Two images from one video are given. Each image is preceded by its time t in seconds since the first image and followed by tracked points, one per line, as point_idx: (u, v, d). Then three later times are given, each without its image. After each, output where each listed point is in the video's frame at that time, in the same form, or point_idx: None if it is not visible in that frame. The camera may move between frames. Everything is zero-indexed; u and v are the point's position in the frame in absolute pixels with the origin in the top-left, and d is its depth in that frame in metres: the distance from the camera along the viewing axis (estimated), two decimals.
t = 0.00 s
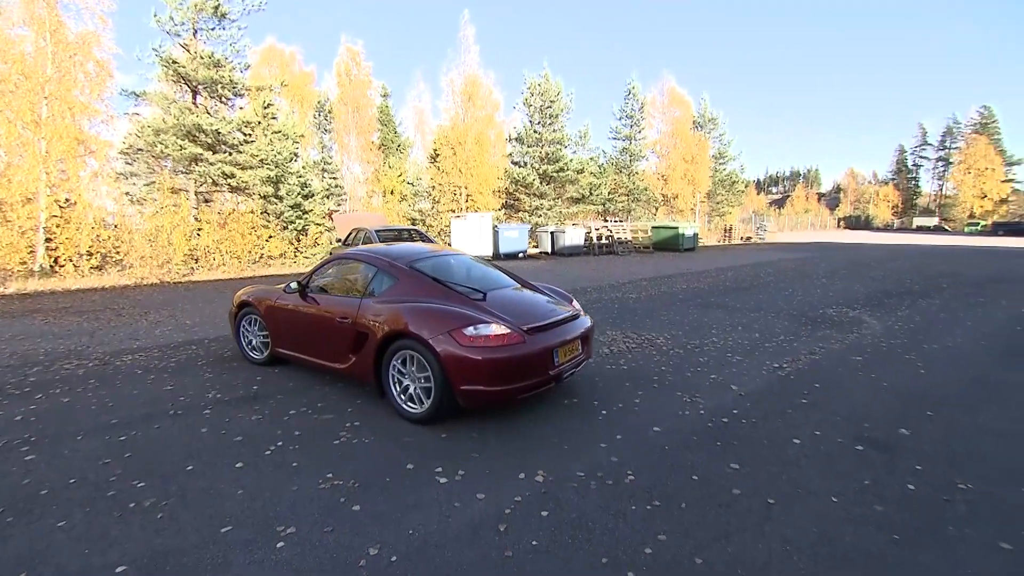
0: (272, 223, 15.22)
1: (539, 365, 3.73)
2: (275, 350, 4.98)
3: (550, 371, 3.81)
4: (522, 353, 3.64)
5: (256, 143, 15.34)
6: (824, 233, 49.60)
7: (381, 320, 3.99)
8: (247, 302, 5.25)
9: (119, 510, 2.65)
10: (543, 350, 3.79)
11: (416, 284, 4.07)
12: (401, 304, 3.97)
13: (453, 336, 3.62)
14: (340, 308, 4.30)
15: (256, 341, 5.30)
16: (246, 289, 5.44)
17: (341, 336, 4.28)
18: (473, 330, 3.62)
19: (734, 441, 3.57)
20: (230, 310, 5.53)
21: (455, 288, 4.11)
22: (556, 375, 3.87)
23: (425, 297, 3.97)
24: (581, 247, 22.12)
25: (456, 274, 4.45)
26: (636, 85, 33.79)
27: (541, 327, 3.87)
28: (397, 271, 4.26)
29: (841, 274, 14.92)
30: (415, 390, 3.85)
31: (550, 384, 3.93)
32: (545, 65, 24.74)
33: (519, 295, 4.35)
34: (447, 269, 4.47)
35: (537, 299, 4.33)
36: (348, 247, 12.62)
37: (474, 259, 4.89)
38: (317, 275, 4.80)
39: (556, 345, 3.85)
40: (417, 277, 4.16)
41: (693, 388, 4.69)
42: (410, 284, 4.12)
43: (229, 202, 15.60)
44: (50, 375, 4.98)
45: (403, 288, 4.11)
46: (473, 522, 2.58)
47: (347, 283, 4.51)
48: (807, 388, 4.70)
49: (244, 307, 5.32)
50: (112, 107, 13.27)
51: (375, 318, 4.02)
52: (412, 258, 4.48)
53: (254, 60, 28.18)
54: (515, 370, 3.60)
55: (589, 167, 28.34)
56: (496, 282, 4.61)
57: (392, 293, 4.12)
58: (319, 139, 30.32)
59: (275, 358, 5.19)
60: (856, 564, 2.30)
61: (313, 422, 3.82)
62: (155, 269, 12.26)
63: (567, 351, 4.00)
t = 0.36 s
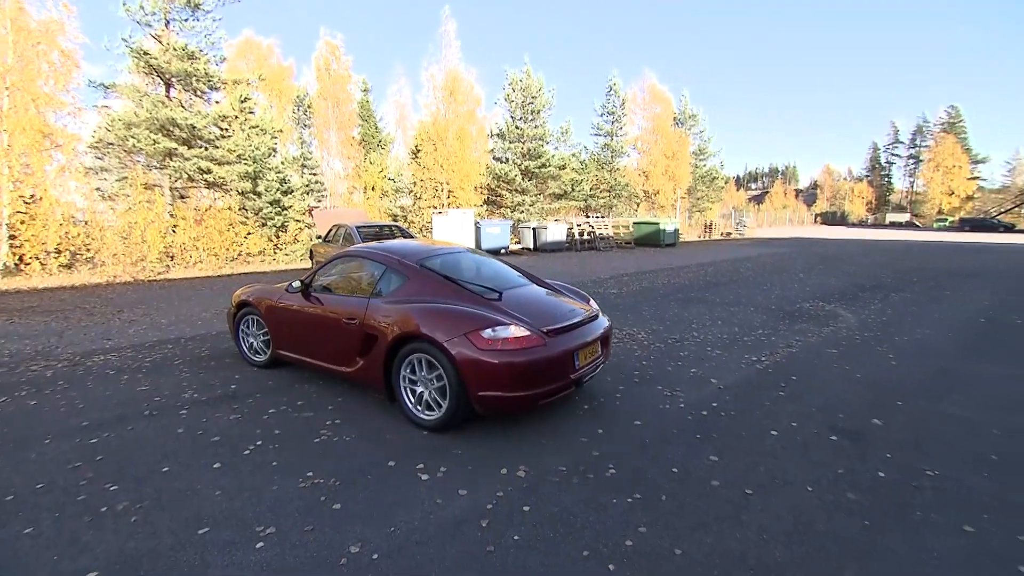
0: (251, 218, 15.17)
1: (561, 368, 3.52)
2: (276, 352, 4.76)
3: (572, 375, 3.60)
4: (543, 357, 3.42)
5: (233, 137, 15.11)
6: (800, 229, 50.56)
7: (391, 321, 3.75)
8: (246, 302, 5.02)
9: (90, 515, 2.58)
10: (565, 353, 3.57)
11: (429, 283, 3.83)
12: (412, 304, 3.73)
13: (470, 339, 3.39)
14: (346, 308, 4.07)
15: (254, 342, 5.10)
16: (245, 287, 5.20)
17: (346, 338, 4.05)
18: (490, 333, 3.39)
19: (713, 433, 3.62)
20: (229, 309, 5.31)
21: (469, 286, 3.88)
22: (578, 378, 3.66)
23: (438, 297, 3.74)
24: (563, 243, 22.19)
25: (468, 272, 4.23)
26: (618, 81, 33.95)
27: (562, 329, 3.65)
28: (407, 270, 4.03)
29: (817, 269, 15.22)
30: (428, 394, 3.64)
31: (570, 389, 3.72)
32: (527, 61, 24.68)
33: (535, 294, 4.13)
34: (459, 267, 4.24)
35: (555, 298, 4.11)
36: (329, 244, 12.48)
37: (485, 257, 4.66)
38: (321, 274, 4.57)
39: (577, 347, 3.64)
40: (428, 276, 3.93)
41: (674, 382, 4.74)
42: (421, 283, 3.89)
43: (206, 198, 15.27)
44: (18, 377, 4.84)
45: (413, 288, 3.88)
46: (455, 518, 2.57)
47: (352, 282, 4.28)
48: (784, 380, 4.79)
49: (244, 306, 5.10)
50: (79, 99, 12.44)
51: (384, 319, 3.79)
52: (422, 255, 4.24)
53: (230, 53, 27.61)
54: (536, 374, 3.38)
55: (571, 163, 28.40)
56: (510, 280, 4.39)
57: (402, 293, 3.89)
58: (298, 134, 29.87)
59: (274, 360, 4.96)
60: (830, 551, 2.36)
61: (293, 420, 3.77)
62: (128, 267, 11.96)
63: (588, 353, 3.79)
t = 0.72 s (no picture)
0: (225, 214, 14.80)
1: (588, 373, 3.31)
2: (279, 355, 4.53)
3: (599, 380, 3.40)
4: (570, 362, 3.21)
5: (205, 131, 14.76)
6: (775, 223, 51.54)
7: (405, 323, 3.52)
8: (247, 302, 4.79)
9: (56, 521, 2.50)
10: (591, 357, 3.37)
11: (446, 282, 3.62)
12: (428, 305, 3.51)
13: (492, 342, 3.17)
14: (355, 309, 3.84)
15: (255, 344, 4.85)
16: (246, 285, 4.98)
17: (356, 340, 3.82)
18: (514, 336, 3.17)
19: (690, 424, 3.68)
20: (229, 308, 5.08)
21: (487, 286, 3.67)
22: (604, 383, 3.46)
23: (456, 298, 3.52)
24: (542, 238, 22.23)
25: (484, 271, 4.02)
26: (596, 77, 34.16)
27: (588, 331, 3.44)
28: (421, 268, 3.81)
29: (791, 263, 15.53)
30: (445, 401, 3.43)
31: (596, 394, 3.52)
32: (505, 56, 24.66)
33: (555, 293, 3.92)
34: (474, 265, 4.03)
35: (577, 298, 3.90)
36: (305, 240, 12.29)
37: (500, 254, 4.45)
38: (328, 273, 4.34)
39: (604, 351, 3.43)
40: (444, 275, 3.71)
41: (652, 375, 4.80)
42: (436, 282, 3.67)
43: (177, 193, 14.89)
44: None
45: (429, 287, 3.66)
46: (434, 513, 2.56)
47: (362, 282, 4.06)
48: (759, 372, 4.88)
49: (245, 306, 4.88)
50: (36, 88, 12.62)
51: (398, 321, 3.56)
52: (434, 253, 4.03)
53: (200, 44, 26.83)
54: (562, 380, 3.18)
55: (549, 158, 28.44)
56: (528, 278, 4.18)
57: (416, 293, 3.67)
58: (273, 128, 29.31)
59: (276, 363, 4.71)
60: (801, 536, 2.42)
61: (270, 420, 3.70)
62: (95, 264, 11.58)
63: (614, 357, 3.59)
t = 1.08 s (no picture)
0: (194, 210, 14.44)
1: (624, 381, 3.09)
2: (284, 359, 4.29)
3: (635, 388, 3.18)
4: (606, 369, 2.98)
5: (171, 123, 14.31)
6: (747, 218, 52.64)
7: (426, 327, 3.27)
8: (249, 303, 4.53)
9: (14, 530, 2.40)
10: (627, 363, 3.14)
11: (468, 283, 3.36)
12: (451, 307, 3.25)
13: (523, 348, 2.93)
14: (368, 311, 3.58)
15: (258, 348, 4.59)
16: (247, 284, 4.70)
17: (371, 345, 3.56)
18: (547, 342, 2.93)
19: (665, 416, 3.72)
20: (229, 309, 4.80)
21: (512, 286, 3.41)
22: (640, 390, 3.24)
23: (480, 299, 3.27)
24: (518, 233, 22.24)
25: (504, 269, 3.76)
26: (571, 73, 34.32)
27: (623, 335, 3.20)
28: (440, 267, 3.55)
29: (762, 257, 15.89)
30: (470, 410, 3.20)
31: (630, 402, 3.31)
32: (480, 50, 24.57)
33: (582, 293, 3.68)
34: (494, 263, 3.78)
35: (606, 298, 3.66)
36: (277, 236, 12.06)
37: (520, 251, 4.20)
38: (336, 271, 4.07)
39: (640, 356, 3.21)
40: (466, 274, 3.45)
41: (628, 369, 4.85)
42: (458, 282, 3.42)
43: (142, 188, 14.37)
44: None
45: (450, 287, 3.40)
46: (410, 510, 2.54)
47: (374, 282, 3.80)
48: (732, 363, 4.98)
49: (247, 308, 4.61)
50: None
51: (418, 324, 3.31)
52: (452, 250, 3.77)
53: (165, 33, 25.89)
54: (600, 389, 2.95)
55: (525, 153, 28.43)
56: (551, 277, 3.93)
57: (436, 293, 3.41)
58: (244, 122, 28.74)
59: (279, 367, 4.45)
60: (768, 522, 2.49)
61: (241, 420, 3.62)
62: (54, 262, 11.17)
63: (649, 362, 3.36)
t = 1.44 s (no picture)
0: (148, 204, 13.96)
1: (658, 386, 2.97)
2: (282, 363, 4.05)
3: (668, 393, 3.06)
4: (642, 374, 2.85)
5: (120, 113, 13.69)
6: (711, 211, 53.88)
7: (445, 329, 3.07)
8: (243, 303, 4.26)
9: None
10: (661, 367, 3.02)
11: (489, 282, 3.19)
12: (473, 308, 3.07)
13: (555, 352, 2.77)
14: (379, 312, 3.37)
15: (253, 351, 4.31)
16: (240, 284, 4.43)
17: (382, 349, 3.35)
18: (581, 345, 2.78)
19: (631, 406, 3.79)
20: (220, 310, 4.51)
21: (536, 285, 3.25)
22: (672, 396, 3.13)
23: (503, 299, 3.09)
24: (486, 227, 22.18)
25: (523, 267, 3.60)
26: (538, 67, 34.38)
27: (655, 338, 3.08)
28: (457, 265, 3.35)
29: (724, 248, 16.31)
30: (494, 418, 3.02)
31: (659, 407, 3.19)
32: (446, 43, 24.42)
33: (605, 293, 3.55)
34: (512, 261, 3.61)
35: (631, 299, 3.53)
36: (238, 231, 11.70)
37: (537, 249, 4.04)
38: (340, 269, 3.84)
39: (672, 359, 3.09)
40: (485, 273, 3.27)
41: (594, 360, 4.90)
42: (478, 282, 3.23)
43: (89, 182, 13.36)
44: None
45: (470, 287, 3.21)
46: (377, 507, 2.52)
47: (383, 282, 3.59)
48: (696, 353, 5.09)
49: (241, 308, 4.34)
50: None
51: (437, 327, 3.10)
52: (468, 247, 3.59)
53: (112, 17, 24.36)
54: (634, 396, 2.82)
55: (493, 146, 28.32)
56: (571, 275, 3.79)
57: (454, 293, 3.23)
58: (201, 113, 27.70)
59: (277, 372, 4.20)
60: (729, 505, 2.57)
61: (201, 421, 3.50)
62: None
63: (678, 366, 3.25)
